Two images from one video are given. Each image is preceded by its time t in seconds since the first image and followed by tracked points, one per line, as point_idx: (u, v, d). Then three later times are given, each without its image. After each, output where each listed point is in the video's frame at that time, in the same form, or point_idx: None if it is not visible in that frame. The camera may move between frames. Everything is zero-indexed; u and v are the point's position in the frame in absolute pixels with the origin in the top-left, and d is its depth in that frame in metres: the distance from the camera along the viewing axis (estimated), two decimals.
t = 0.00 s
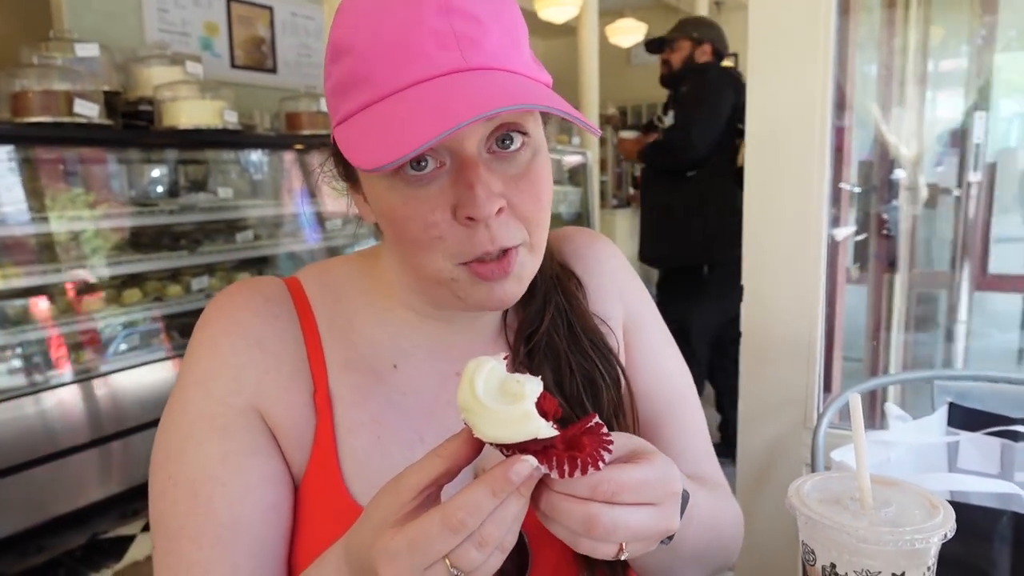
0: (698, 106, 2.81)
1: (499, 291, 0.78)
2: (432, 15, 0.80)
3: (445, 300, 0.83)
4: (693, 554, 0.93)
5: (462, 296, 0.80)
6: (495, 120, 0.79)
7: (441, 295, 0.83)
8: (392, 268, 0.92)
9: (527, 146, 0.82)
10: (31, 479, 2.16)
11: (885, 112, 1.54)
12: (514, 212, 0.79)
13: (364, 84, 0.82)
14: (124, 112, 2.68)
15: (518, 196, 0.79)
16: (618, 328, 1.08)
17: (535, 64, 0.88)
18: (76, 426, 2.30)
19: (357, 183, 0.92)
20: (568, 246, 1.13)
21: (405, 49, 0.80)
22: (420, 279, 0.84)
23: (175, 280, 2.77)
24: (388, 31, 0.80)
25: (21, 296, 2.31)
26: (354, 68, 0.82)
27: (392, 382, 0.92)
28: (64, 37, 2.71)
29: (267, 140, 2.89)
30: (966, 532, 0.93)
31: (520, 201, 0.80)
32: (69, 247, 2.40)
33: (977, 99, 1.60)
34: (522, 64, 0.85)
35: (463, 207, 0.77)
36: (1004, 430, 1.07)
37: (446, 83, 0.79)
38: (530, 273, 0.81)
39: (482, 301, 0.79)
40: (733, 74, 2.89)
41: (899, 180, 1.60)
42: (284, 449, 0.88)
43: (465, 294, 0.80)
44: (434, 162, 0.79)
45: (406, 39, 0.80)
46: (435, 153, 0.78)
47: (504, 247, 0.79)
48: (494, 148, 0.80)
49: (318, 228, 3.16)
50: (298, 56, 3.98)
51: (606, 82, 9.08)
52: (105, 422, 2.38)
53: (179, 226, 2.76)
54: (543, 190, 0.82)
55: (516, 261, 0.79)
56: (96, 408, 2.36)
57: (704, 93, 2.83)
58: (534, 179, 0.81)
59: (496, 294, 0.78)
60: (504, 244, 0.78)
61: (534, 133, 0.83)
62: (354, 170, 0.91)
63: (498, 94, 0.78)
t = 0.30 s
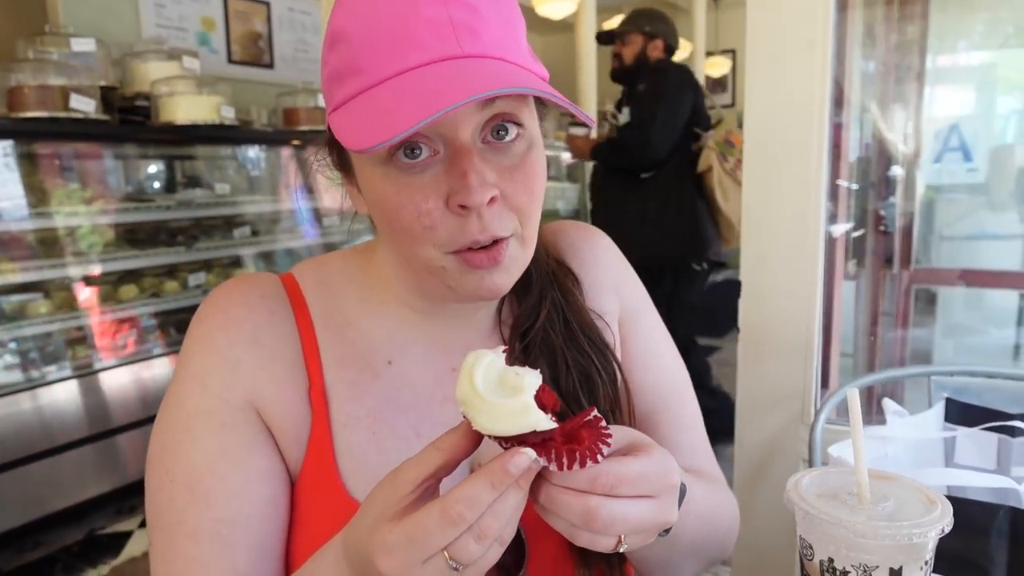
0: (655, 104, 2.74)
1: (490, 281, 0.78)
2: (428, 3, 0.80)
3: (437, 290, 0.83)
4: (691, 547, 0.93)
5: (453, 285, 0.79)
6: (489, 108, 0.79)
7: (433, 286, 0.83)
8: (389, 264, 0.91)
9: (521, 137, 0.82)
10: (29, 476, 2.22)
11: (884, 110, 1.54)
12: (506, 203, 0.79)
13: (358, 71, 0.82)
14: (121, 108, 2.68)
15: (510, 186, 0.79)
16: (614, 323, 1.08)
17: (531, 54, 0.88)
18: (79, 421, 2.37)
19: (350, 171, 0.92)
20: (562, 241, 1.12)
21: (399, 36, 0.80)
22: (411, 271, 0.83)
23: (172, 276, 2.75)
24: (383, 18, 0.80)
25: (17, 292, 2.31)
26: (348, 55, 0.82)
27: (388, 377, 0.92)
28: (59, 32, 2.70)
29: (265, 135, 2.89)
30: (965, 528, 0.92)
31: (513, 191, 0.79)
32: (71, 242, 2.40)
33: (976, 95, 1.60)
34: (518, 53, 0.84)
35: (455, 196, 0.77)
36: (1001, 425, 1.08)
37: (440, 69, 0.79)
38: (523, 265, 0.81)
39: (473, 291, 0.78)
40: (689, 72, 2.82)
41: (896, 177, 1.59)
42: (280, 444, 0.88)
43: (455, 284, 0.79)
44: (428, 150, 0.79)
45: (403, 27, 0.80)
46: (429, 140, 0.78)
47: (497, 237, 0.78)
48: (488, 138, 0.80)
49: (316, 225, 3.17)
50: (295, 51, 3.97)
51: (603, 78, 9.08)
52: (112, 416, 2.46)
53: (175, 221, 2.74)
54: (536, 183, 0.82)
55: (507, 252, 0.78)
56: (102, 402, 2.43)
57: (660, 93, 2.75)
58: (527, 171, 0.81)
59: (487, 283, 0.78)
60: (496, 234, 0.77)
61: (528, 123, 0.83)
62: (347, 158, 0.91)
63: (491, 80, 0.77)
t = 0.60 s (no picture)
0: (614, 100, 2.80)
1: (499, 266, 0.77)
2: None
3: (439, 283, 0.82)
4: (693, 544, 0.93)
5: (460, 275, 0.78)
6: (494, 91, 0.80)
7: (437, 280, 0.82)
8: (381, 259, 0.90)
9: (522, 122, 0.83)
10: (26, 472, 2.21)
11: (882, 107, 1.55)
12: (512, 189, 0.79)
13: (358, 58, 0.81)
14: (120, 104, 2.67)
15: (515, 174, 0.79)
16: (610, 317, 1.07)
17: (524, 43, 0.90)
18: (77, 418, 2.37)
19: (348, 165, 0.88)
20: (557, 237, 1.12)
21: (403, 22, 0.80)
22: (414, 266, 0.83)
23: (171, 273, 2.76)
24: (381, 5, 0.80)
25: (16, 288, 2.30)
26: (348, 43, 0.81)
27: (385, 375, 0.92)
28: (58, 27, 2.69)
29: (262, 131, 2.88)
30: (964, 525, 0.92)
31: (517, 176, 0.80)
32: (69, 239, 2.40)
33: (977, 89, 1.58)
34: (514, 40, 0.86)
35: (464, 181, 0.76)
36: (1001, 422, 1.08)
37: (446, 52, 0.79)
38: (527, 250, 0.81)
39: (481, 278, 0.78)
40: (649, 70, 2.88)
41: (895, 175, 1.62)
42: (277, 444, 0.87)
43: (464, 273, 0.78)
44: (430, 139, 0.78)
45: (402, 14, 0.80)
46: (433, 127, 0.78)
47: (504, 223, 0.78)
48: (491, 126, 0.80)
49: (314, 221, 3.17)
50: (294, 48, 3.96)
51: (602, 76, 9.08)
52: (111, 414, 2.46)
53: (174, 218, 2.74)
54: (537, 171, 0.83)
55: (514, 237, 0.78)
56: (100, 398, 2.43)
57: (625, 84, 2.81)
58: (529, 159, 0.82)
59: (494, 270, 0.77)
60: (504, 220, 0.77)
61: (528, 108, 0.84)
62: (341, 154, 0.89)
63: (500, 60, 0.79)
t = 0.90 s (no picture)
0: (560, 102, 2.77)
1: (486, 257, 0.77)
2: None
3: (428, 276, 0.83)
4: (694, 542, 0.94)
5: (449, 269, 0.79)
6: (472, 86, 0.79)
7: (428, 275, 0.82)
8: (378, 259, 0.90)
9: (505, 116, 0.82)
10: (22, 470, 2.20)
11: (881, 106, 1.55)
12: (496, 180, 0.78)
13: (337, 61, 0.81)
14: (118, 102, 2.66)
15: (501, 167, 0.79)
16: (611, 311, 1.07)
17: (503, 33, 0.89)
18: (76, 416, 2.37)
19: (336, 166, 0.90)
20: (554, 231, 1.12)
21: (380, 20, 0.80)
22: (403, 261, 0.83)
23: (169, 271, 2.76)
24: (355, 5, 0.80)
25: (14, 286, 2.29)
26: (327, 46, 0.82)
27: (386, 375, 0.92)
28: (57, 25, 2.68)
29: (261, 129, 2.87)
30: (963, 524, 0.92)
31: (503, 169, 0.79)
32: (68, 237, 2.40)
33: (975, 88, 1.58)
34: (493, 33, 0.85)
35: (446, 178, 0.76)
36: (1000, 422, 1.08)
37: (420, 51, 0.79)
38: (516, 241, 0.81)
39: (472, 269, 0.78)
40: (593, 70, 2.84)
41: (895, 174, 1.62)
42: (281, 445, 0.87)
43: (452, 266, 0.79)
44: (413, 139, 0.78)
45: (378, 14, 0.80)
46: (414, 127, 0.78)
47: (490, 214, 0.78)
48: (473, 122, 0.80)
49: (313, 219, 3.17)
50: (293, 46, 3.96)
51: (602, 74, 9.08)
52: (110, 411, 2.46)
53: (172, 216, 2.73)
54: (523, 163, 0.82)
55: (502, 228, 0.78)
56: (99, 395, 2.43)
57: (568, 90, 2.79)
58: (515, 150, 0.81)
59: (485, 261, 0.78)
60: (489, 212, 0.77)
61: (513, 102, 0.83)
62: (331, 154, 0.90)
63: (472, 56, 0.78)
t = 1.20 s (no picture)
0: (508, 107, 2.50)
1: (467, 262, 0.78)
2: None
3: (416, 276, 0.82)
4: (696, 542, 0.94)
5: (431, 270, 0.79)
6: (463, 79, 0.79)
7: (412, 274, 0.82)
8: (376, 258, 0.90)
9: (499, 112, 0.82)
10: (20, 468, 2.20)
11: (880, 106, 1.55)
12: (482, 176, 0.78)
13: (332, 47, 0.81)
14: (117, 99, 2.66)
15: (488, 162, 0.79)
16: (612, 313, 1.07)
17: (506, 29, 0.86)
18: (74, 414, 2.37)
19: (331, 154, 0.90)
20: (557, 232, 1.12)
21: (377, 7, 0.80)
22: (388, 253, 0.83)
23: (168, 269, 2.76)
24: None
25: (13, 284, 2.29)
26: (325, 32, 0.82)
27: (386, 370, 0.92)
28: (55, 22, 2.68)
29: (261, 127, 2.90)
30: (961, 523, 0.93)
31: (490, 165, 0.79)
32: (68, 235, 2.40)
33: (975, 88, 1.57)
34: (491, 28, 0.82)
35: (429, 168, 0.76)
36: (998, 421, 1.08)
37: (410, 37, 0.77)
38: (502, 247, 0.80)
39: (449, 273, 0.78)
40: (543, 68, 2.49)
41: (893, 174, 1.62)
42: (281, 439, 0.87)
43: (433, 264, 0.79)
44: (402, 127, 0.78)
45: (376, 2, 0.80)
46: (404, 116, 0.78)
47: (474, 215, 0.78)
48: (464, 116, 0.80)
49: (312, 218, 3.17)
50: (292, 44, 3.96)
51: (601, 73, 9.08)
52: (108, 409, 2.47)
53: (171, 215, 2.73)
54: (513, 163, 0.82)
55: (486, 238, 0.78)
56: (98, 393, 2.43)
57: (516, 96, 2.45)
58: (505, 148, 0.81)
59: (466, 267, 0.78)
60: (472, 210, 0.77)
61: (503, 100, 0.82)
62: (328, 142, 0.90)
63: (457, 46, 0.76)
